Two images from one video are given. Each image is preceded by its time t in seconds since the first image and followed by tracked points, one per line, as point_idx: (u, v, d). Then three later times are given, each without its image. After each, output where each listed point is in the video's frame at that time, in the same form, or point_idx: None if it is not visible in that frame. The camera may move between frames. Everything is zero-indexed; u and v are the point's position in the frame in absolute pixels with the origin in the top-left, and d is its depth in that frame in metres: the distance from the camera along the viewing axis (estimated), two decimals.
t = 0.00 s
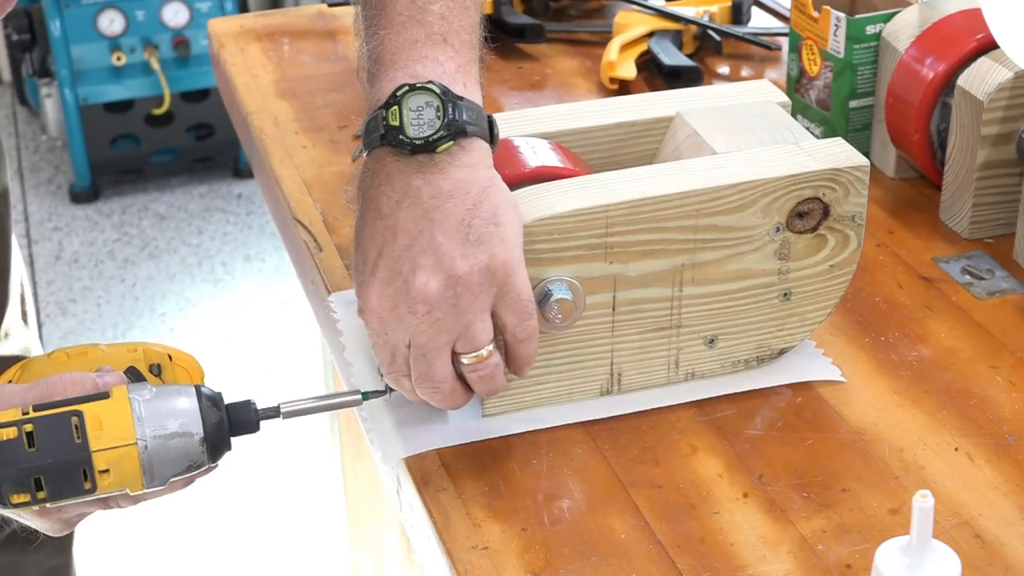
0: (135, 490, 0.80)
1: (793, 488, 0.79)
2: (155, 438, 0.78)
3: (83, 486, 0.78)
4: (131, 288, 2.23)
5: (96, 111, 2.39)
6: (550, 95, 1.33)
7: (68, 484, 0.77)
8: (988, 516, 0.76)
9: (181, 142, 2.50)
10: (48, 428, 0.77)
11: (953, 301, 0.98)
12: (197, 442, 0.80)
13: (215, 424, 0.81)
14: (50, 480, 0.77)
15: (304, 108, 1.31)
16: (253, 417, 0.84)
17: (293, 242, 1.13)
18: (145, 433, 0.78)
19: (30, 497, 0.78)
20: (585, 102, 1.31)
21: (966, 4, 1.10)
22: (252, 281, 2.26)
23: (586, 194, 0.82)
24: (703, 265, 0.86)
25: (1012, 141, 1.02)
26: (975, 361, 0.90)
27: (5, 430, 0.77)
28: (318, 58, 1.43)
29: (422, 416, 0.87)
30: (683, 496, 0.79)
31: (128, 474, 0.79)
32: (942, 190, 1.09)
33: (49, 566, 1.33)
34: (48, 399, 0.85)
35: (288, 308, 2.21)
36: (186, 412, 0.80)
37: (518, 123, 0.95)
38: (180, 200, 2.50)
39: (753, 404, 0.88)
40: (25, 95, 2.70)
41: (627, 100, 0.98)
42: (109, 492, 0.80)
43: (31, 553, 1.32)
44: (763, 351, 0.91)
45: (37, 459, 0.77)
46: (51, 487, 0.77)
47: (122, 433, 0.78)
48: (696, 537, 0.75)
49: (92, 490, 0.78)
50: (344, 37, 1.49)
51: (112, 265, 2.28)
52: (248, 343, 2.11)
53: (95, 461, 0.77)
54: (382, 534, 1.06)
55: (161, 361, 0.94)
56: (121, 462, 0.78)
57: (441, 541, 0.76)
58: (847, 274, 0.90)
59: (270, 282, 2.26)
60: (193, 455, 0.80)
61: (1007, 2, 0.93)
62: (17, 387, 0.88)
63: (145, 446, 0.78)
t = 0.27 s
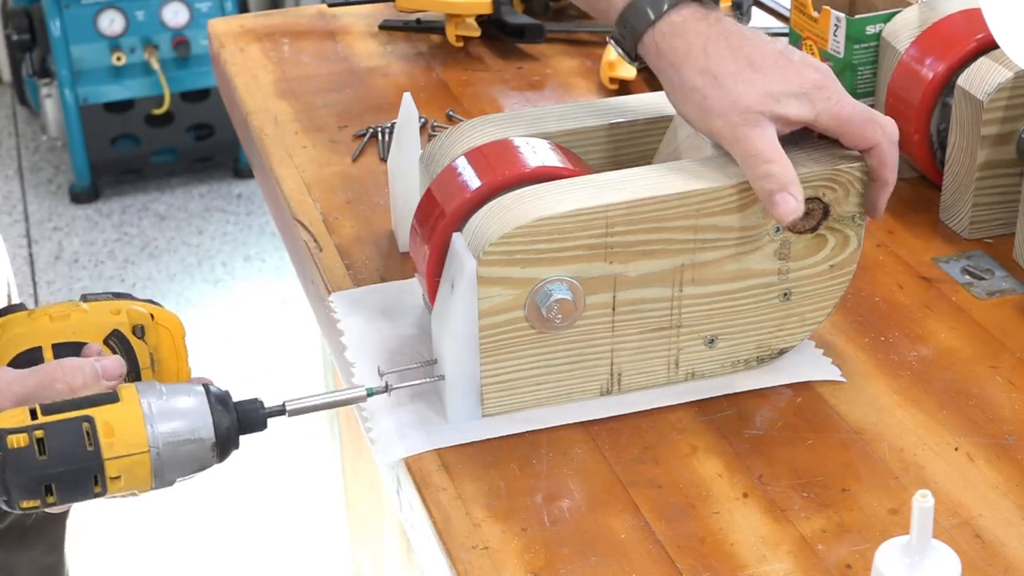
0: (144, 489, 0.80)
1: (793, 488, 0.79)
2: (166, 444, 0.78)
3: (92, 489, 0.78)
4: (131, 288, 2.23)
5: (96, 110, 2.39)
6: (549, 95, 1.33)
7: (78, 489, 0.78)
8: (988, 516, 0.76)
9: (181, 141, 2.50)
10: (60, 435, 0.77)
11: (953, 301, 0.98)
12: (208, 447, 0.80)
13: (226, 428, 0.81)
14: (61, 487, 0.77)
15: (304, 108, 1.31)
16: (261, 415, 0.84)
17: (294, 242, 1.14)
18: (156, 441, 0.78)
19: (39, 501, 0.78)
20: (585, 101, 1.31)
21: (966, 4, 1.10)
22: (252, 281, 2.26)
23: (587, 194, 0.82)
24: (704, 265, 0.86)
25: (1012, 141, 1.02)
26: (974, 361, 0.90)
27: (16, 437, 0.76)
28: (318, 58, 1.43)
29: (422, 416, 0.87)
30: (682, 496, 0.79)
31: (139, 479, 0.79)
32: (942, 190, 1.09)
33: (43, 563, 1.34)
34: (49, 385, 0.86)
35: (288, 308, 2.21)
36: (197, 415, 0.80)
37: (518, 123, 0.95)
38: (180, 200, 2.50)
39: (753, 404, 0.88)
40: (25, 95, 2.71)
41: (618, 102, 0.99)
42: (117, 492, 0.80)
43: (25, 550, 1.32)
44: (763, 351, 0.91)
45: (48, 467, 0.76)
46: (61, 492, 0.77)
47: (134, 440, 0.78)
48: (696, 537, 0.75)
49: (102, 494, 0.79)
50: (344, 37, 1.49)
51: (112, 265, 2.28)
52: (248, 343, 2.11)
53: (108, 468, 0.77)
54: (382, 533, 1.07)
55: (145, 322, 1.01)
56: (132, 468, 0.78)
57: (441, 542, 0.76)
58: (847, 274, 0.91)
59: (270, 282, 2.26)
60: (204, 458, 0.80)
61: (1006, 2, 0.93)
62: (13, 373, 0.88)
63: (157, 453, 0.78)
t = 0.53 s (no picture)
0: (141, 471, 0.80)
1: (793, 488, 0.79)
2: (163, 425, 0.78)
3: (88, 468, 0.78)
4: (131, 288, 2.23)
5: (96, 110, 2.39)
6: (549, 95, 1.33)
7: (74, 467, 0.77)
8: (988, 516, 0.76)
9: (181, 142, 2.50)
10: (58, 411, 0.77)
11: (953, 301, 0.98)
12: (206, 431, 0.79)
13: (224, 414, 0.80)
14: (57, 463, 0.77)
15: (304, 108, 1.31)
16: (261, 404, 0.83)
17: (293, 242, 1.13)
18: (152, 422, 0.78)
19: (35, 476, 0.78)
20: (586, 101, 1.31)
21: (966, 4, 1.10)
22: (252, 281, 2.26)
23: (588, 193, 0.82)
24: (705, 265, 0.86)
25: (1012, 140, 1.02)
26: (974, 361, 0.90)
27: (14, 411, 0.76)
28: (318, 58, 1.43)
29: (421, 416, 0.87)
30: (683, 496, 0.79)
31: (135, 459, 0.79)
32: (942, 190, 1.09)
33: (44, 565, 1.34)
34: (60, 364, 0.87)
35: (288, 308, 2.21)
36: (196, 398, 0.79)
37: (518, 123, 0.95)
38: (180, 200, 2.50)
39: (753, 404, 0.88)
40: (25, 95, 2.71)
41: (603, 105, 1.00)
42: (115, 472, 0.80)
43: (26, 552, 1.32)
44: (764, 352, 0.91)
45: (45, 441, 0.76)
46: (56, 467, 0.77)
47: (130, 419, 0.77)
48: (696, 538, 0.75)
49: (98, 473, 0.78)
50: (344, 37, 1.49)
51: (112, 265, 2.28)
52: (248, 343, 2.11)
53: (103, 446, 0.77)
54: (382, 533, 1.07)
55: (159, 320, 1.00)
56: (129, 447, 0.78)
57: (441, 541, 0.76)
58: (847, 275, 0.91)
59: (270, 282, 2.26)
60: (201, 443, 0.80)
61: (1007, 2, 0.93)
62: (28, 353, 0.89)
63: (152, 433, 0.78)
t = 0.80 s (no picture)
0: (169, 469, 0.79)
1: (793, 488, 0.79)
2: (193, 421, 0.78)
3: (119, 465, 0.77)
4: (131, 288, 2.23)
5: (96, 110, 2.39)
6: (549, 95, 1.33)
7: (105, 462, 0.77)
8: (988, 516, 0.76)
9: (181, 141, 2.50)
10: (89, 407, 0.76)
11: (953, 301, 0.98)
12: (235, 427, 0.79)
13: (252, 410, 0.80)
14: (88, 459, 0.76)
15: (304, 108, 1.31)
16: (288, 403, 0.84)
17: (293, 242, 1.13)
18: (183, 417, 0.77)
19: (66, 474, 0.77)
20: (586, 101, 1.31)
21: (966, 4, 1.10)
22: (252, 282, 2.26)
23: (588, 193, 0.82)
24: (705, 266, 0.86)
25: (1012, 140, 1.02)
26: (974, 361, 0.90)
27: (45, 406, 0.76)
28: (318, 58, 1.43)
29: (422, 416, 0.87)
30: (682, 496, 0.79)
31: (165, 456, 0.78)
32: (942, 189, 1.09)
33: (43, 566, 1.33)
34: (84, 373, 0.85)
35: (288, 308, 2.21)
36: (224, 395, 0.79)
37: (518, 123, 0.95)
38: (180, 200, 2.50)
39: (753, 404, 0.88)
40: (25, 95, 2.71)
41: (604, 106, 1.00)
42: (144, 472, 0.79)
43: (25, 552, 1.31)
44: (764, 352, 0.91)
45: (77, 436, 0.76)
46: (87, 465, 0.77)
47: (161, 415, 0.77)
48: (696, 538, 0.75)
49: (128, 470, 0.78)
50: (344, 37, 1.49)
51: (112, 265, 2.28)
52: (248, 343, 2.11)
53: (134, 442, 0.77)
54: (382, 532, 1.07)
55: (183, 341, 0.97)
56: (159, 443, 0.77)
57: (441, 541, 0.76)
58: (847, 275, 0.91)
59: (270, 282, 2.27)
60: (230, 439, 0.79)
61: (1007, 2, 0.93)
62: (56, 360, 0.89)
63: (182, 429, 0.77)
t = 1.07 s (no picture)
0: (198, 468, 0.79)
1: (793, 488, 0.79)
2: (220, 416, 0.77)
3: (148, 462, 0.77)
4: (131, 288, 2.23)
5: (96, 110, 2.39)
6: (549, 95, 1.33)
7: (135, 459, 0.76)
8: (988, 516, 0.76)
9: (181, 141, 2.50)
10: (117, 404, 0.76)
11: (953, 301, 0.98)
12: (262, 422, 0.79)
13: (280, 405, 0.80)
14: (117, 456, 0.76)
15: (304, 108, 1.31)
16: (316, 400, 0.83)
17: (293, 241, 1.13)
18: (211, 413, 0.77)
19: (95, 472, 0.76)
20: (586, 101, 1.31)
21: (966, 4, 1.10)
22: (252, 282, 2.26)
23: (588, 193, 0.82)
24: (706, 266, 0.86)
25: (1012, 140, 1.02)
26: (974, 361, 0.90)
27: (73, 404, 0.76)
28: (318, 58, 1.43)
29: (422, 417, 0.87)
30: (682, 496, 0.79)
31: (193, 453, 0.77)
32: (942, 189, 1.09)
33: (43, 566, 1.33)
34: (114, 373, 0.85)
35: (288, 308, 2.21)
36: (251, 391, 0.79)
37: (518, 123, 0.95)
38: (180, 200, 2.50)
39: (753, 404, 0.88)
40: (26, 95, 2.71)
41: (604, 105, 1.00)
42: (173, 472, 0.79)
43: (25, 552, 1.31)
44: (764, 351, 0.92)
45: (105, 433, 0.75)
46: (116, 462, 0.76)
47: (189, 411, 0.77)
48: (696, 538, 0.75)
49: (157, 468, 0.77)
50: (344, 37, 1.49)
51: (112, 265, 2.28)
52: (248, 343, 2.11)
53: (162, 438, 0.76)
54: (382, 532, 1.07)
55: (210, 347, 0.97)
56: (188, 439, 0.77)
57: (441, 541, 0.76)
58: (847, 274, 0.91)
59: (270, 282, 2.27)
60: (258, 434, 0.79)
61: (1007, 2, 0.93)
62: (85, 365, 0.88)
63: (211, 424, 0.77)
